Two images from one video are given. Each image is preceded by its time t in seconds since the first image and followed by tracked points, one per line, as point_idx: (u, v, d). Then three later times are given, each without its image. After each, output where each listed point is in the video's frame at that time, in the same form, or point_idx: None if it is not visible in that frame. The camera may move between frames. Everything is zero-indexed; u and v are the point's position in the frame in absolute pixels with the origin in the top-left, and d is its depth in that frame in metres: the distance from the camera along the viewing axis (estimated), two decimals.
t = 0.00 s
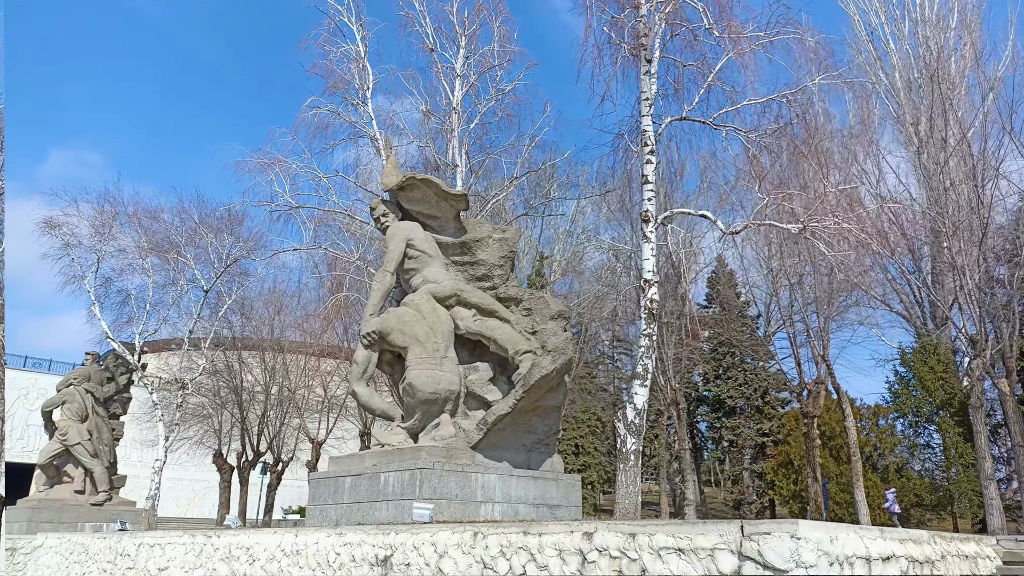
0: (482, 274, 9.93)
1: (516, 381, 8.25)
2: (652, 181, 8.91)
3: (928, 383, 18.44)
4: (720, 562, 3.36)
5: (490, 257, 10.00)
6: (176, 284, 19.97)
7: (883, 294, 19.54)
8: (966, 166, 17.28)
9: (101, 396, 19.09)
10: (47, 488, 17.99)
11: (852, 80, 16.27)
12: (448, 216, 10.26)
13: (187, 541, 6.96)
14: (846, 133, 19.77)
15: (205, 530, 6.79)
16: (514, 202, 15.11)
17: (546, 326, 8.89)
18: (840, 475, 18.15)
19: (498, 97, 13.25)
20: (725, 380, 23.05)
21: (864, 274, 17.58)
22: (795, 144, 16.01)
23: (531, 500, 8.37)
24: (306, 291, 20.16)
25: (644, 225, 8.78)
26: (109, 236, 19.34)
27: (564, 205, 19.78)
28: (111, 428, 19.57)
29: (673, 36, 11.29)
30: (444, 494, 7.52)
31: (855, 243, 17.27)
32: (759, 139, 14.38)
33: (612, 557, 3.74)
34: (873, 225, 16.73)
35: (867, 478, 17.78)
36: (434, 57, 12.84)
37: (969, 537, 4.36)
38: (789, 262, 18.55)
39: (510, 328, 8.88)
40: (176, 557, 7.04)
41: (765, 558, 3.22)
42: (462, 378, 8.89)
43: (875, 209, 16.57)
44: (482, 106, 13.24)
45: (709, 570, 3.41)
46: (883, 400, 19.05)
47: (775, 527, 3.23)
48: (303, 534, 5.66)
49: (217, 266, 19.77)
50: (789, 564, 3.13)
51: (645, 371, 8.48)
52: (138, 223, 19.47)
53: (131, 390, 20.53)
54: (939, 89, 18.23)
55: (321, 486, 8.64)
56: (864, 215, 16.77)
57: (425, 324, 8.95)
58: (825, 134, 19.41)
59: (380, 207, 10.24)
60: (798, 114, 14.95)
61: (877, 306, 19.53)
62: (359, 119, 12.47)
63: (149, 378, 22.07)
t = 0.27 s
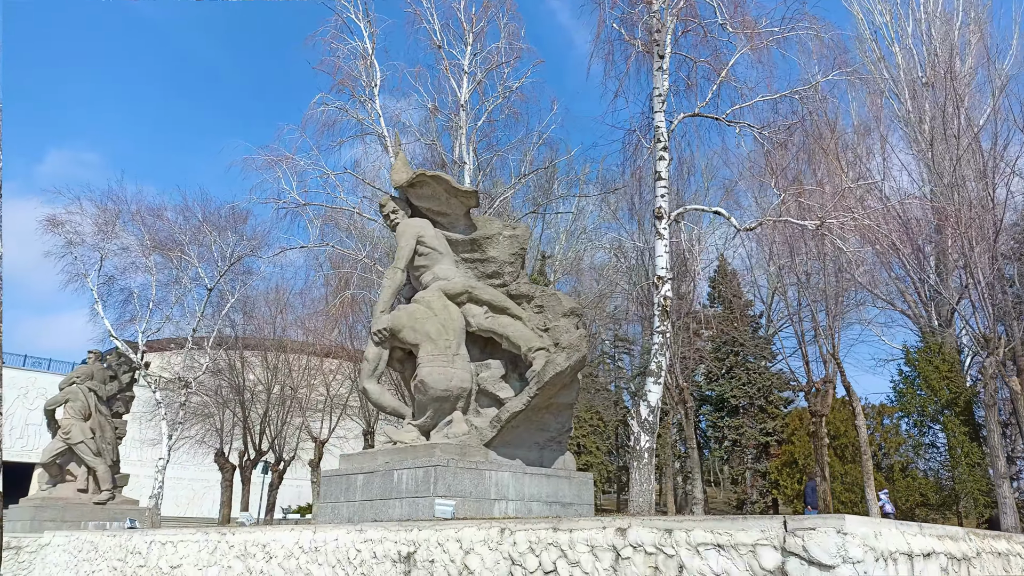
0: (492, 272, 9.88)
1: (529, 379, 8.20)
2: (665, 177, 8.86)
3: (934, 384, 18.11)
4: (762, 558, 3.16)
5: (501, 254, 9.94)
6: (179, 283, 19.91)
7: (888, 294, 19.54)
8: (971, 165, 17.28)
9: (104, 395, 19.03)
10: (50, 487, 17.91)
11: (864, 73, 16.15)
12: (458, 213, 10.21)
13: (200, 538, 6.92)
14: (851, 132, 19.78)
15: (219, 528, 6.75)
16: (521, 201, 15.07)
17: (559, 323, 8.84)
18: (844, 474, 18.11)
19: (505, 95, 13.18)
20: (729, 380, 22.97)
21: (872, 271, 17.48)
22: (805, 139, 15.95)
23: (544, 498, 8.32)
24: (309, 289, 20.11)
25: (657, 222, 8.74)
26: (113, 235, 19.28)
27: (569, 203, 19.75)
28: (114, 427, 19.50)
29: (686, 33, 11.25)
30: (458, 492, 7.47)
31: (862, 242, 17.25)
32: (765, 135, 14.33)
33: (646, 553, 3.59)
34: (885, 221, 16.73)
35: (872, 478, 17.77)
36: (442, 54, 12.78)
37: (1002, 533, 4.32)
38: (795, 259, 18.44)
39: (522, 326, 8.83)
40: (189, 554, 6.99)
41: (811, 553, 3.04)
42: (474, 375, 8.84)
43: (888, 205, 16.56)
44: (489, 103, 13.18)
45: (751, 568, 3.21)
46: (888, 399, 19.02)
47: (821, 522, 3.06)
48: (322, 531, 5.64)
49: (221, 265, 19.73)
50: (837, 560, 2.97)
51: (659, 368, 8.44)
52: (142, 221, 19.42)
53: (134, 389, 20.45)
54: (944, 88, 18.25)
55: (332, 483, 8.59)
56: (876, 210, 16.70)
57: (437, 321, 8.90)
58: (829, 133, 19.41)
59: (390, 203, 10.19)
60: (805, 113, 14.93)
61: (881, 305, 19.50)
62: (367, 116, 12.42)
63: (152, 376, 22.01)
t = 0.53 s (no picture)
0: (503, 269, 9.81)
1: (543, 377, 8.13)
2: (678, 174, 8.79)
3: (939, 381, 17.86)
4: (805, 562, 3.21)
5: (511, 252, 9.86)
6: (183, 280, 19.83)
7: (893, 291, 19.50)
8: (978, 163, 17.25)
9: (108, 393, 18.96)
10: (54, 485, 17.84)
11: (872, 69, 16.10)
12: (468, 210, 10.13)
13: (213, 538, 6.86)
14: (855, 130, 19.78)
15: (232, 528, 6.69)
16: (527, 199, 15.01)
17: (571, 321, 8.77)
18: (850, 471, 18.02)
19: (513, 91, 13.08)
20: (732, 377, 22.91)
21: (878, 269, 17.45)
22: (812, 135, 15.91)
23: (557, 498, 8.26)
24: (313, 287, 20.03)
25: (671, 219, 8.67)
26: (116, 232, 19.22)
27: (574, 201, 19.70)
28: (117, 425, 19.41)
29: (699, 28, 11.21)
30: (472, 491, 7.41)
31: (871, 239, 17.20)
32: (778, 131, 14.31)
33: (681, 556, 3.55)
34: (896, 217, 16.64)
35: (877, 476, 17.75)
36: (450, 50, 12.71)
37: None
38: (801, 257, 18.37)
39: (534, 324, 8.76)
40: (202, 554, 6.94)
41: (856, 556, 3.11)
42: (485, 373, 8.77)
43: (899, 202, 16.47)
44: (497, 99, 13.09)
45: (793, 570, 3.24)
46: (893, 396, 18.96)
47: (865, 525, 3.12)
48: (339, 531, 5.59)
49: (224, 262, 19.66)
50: (884, 562, 3.04)
51: (673, 367, 8.37)
52: (145, 219, 19.34)
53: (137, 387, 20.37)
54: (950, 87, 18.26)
55: (343, 482, 8.53)
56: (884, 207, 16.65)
57: (448, 319, 8.84)
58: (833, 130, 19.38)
59: (399, 200, 10.12)
60: (813, 110, 14.88)
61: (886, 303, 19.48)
62: (374, 113, 12.35)
63: (154, 374, 21.92)
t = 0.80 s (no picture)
0: (512, 266, 9.73)
1: (556, 374, 8.04)
2: (691, 169, 8.70)
3: (945, 379, 17.75)
4: (848, 560, 3.13)
5: (521, 248, 9.78)
6: (185, 278, 19.73)
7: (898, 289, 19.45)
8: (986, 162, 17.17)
9: (110, 392, 18.83)
10: (56, 485, 17.74)
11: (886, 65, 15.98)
12: (477, 206, 10.05)
13: (223, 537, 6.77)
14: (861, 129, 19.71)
15: (243, 526, 6.61)
16: (534, 197, 14.94)
17: (583, 318, 8.69)
18: (856, 471, 17.91)
19: (520, 87, 12.99)
20: (737, 376, 22.80)
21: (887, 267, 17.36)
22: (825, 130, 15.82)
23: (570, 496, 8.17)
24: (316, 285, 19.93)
25: (684, 215, 8.59)
26: (118, 229, 19.12)
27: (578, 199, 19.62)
28: (119, 424, 19.29)
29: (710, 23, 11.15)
30: (485, 489, 7.32)
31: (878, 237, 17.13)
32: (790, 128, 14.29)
33: (715, 555, 3.47)
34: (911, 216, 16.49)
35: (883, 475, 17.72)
36: (456, 46, 12.63)
37: None
38: (806, 255, 18.29)
39: (546, 321, 8.67)
40: (212, 553, 6.85)
41: (902, 554, 3.03)
42: (497, 371, 8.68)
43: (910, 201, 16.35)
44: (504, 96, 13.01)
45: (835, 569, 3.17)
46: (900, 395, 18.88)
47: (911, 522, 3.04)
48: (355, 529, 5.50)
49: (227, 260, 19.58)
50: (931, 561, 2.97)
51: (687, 364, 8.30)
52: (147, 217, 19.26)
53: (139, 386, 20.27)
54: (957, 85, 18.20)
55: (353, 480, 8.45)
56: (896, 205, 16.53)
57: (459, 316, 8.75)
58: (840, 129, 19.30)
59: (408, 196, 10.03)
60: (820, 108, 14.84)
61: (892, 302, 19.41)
62: (381, 109, 12.27)
63: (157, 373, 21.81)
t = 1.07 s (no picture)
0: (522, 262, 9.60)
1: (569, 371, 7.91)
2: (705, 164, 8.58)
3: (953, 378, 17.63)
4: (897, 559, 2.99)
5: (531, 244, 9.65)
6: (187, 276, 19.60)
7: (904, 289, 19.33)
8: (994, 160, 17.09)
9: (111, 390, 18.68)
10: (56, 484, 17.57)
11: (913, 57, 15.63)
12: (486, 202, 9.92)
13: (232, 536, 6.64)
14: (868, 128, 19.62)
15: (253, 526, 6.49)
16: (540, 194, 14.83)
17: (595, 315, 8.55)
18: (862, 471, 17.62)
19: (527, 83, 12.86)
20: (742, 376, 22.64)
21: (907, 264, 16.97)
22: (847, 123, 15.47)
23: (582, 496, 8.05)
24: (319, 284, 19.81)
25: (698, 210, 8.46)
26: (119, 227, 19.00)
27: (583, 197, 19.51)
28: (120, 423, 19.14)
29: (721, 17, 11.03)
30: (498, 488, 7.20)
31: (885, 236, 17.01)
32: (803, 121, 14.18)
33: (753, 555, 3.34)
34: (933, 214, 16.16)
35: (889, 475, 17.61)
36: (464, 41, 12.51)
37: None
38: (812, 253, 18.14)
39: (558, 317, 8.55)
40: (220, 553, 6.72)
41: (956, 554, 2.88)
42: (507, 368, 8.55)
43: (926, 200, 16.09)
44: (511, 92, 12.89)
45: (882, 569, 3.04)
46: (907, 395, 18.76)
47: (964, 521, 2.91)
48: (370, 528, 5.38)
49: (229, 258, 19.44)
50: (986, 560, 2.84)
51: (701, 361, 8.18)
52: (149, 214, 19.12)
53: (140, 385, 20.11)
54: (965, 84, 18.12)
55: (362, 479, 8.31)
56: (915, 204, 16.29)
57: (469, 312, 8.63)
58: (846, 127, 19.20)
59: (416, 192, 9.90)
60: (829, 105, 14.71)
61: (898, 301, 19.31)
62: (387, 104, 12.13)
63: (158, 372, 21.67)
